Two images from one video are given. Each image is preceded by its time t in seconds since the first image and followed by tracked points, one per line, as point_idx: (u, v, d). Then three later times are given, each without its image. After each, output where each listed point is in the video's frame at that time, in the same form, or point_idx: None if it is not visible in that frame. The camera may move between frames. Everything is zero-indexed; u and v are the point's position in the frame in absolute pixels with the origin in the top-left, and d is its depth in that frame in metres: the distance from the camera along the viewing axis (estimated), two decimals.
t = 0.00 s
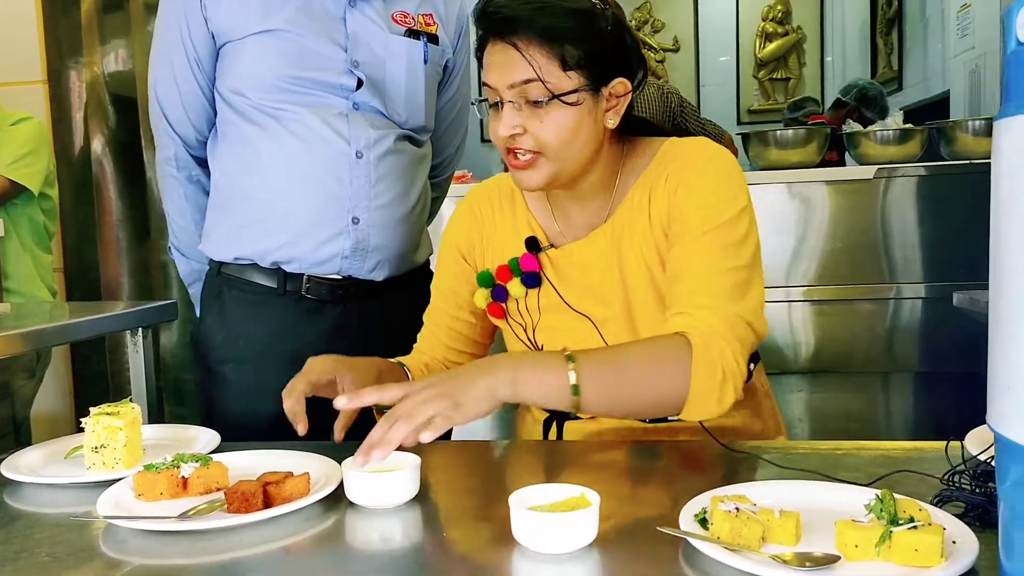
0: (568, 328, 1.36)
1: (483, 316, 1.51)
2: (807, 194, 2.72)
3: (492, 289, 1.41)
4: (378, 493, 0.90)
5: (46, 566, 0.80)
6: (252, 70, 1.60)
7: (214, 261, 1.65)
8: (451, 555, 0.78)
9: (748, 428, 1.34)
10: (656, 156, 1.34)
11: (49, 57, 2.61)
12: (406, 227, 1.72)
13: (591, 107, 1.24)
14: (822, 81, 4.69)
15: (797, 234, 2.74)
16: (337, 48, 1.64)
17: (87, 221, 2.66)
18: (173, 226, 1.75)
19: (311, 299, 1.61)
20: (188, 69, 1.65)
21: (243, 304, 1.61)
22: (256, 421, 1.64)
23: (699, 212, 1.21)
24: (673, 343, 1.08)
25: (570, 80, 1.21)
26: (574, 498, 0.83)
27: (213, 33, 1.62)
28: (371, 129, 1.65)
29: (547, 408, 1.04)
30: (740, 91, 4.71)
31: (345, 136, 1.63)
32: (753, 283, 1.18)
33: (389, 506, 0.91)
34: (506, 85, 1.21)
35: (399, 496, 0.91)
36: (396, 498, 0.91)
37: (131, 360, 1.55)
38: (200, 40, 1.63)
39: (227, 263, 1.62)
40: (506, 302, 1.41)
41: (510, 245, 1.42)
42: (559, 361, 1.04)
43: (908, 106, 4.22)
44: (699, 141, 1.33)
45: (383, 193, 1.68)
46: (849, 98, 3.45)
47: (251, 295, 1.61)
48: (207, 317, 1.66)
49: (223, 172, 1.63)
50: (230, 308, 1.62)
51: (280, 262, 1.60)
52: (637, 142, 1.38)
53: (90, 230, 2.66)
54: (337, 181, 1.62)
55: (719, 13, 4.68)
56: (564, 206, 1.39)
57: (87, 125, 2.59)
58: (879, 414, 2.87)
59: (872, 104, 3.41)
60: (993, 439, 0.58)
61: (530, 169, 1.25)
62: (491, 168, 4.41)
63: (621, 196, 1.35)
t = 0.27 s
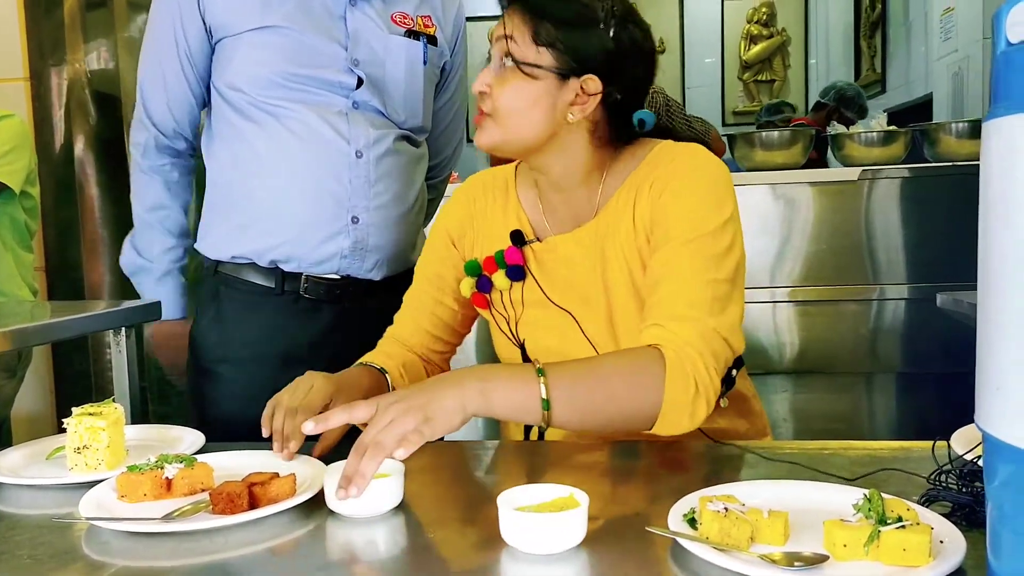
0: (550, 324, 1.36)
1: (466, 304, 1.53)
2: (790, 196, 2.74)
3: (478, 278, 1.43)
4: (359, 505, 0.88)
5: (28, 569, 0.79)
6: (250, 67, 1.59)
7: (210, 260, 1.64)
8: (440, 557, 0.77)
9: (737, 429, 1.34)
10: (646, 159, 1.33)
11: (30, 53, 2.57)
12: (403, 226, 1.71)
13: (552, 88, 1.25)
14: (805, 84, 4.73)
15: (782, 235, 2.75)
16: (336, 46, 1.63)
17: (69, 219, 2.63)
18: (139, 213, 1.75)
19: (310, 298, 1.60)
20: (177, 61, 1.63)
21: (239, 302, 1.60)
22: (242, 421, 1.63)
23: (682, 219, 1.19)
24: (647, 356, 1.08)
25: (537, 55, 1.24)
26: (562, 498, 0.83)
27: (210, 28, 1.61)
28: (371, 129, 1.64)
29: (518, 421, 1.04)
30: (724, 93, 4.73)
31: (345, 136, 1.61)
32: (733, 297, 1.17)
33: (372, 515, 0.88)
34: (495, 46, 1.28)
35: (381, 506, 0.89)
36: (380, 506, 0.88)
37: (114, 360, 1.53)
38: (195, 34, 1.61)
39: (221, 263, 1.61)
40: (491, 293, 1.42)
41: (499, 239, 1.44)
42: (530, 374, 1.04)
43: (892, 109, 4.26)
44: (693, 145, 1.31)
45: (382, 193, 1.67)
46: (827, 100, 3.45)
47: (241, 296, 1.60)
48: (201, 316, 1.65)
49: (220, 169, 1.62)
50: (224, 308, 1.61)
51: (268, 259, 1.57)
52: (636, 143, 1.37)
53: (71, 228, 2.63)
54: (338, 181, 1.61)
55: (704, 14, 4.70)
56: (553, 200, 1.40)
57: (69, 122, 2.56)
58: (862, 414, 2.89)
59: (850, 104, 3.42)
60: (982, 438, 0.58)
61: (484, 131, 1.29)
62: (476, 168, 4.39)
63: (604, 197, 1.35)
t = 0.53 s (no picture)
0: (537, 319, 1.36)
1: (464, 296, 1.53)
2: (770, 203, 2.76)
3: (471, 269, 1.42)
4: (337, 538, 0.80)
5: None
6: (253, 74, 1.59)
7: (208, 268, 1.63)
8: (422, 566, 0.77)
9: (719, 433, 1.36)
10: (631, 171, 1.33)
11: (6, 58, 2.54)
12: (402, 237, 1.71)
13: (543, 74, 1.27)
14: (784, 91, 4.77)
15: (761, 241, 2.77)
16: (339, 56, 1.63)
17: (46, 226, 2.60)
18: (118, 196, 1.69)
19: (308, 305, 1.60)
20: (173, 65, 1.63)
21: (237, 311, 1.58)
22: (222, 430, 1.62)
23: (666, 231, 1.19)
24: (629, 364, 1.07)
25: (532, 42, 1.28)
26: (543, 506, 0.83)
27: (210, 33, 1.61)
28: (373, 140, 1.64)
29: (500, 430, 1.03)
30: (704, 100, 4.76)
31: (348, 146, 1.61)
32: (713, 316, 1.17)
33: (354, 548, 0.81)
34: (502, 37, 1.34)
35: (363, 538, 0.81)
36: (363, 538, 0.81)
37: (91, 369, 1.52)
38: (192, 38, 1.61)
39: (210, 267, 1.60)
40: (482, 285, 1.42)
41: (494, 230, 1.44)
42: (515, 384, 1.03)
43: (869, 116, 4.30)
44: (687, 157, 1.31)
45: (383, 204, 1.66)
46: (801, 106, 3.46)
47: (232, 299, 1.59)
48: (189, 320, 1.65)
49: (218, 175, 1.61)
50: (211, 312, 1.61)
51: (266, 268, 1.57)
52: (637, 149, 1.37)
53: (48, 235, 2.59)
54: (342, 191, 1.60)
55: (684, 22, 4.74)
56: (551, 198, 1.40)
57: (45, 128, 2.53)
58: (842, 418, 2.91)
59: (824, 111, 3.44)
60: (957, 442, 0.59)
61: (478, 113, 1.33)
62: (457, 174, 4.39)
63: (596, 199, 1.35)
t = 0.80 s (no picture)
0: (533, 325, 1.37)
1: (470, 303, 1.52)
2: (749, 211, 2.78)
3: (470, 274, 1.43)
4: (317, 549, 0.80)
5: None
6: (239, 85, 1.57)
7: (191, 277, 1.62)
8: None
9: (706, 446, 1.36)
10: (636, 177, 1.33)
11: None
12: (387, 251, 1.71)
13: (535, 86, 1.28)
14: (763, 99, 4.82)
15: (742, 249, 2.79)
16: (326, 68, 1.63)
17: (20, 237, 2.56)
18: (108, 183, 1.60)
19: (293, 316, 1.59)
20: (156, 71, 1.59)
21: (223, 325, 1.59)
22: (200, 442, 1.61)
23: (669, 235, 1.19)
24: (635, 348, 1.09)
25: (521, 56, 1.29)
26: (522, 518, 0.83)
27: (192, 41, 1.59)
28: (359, 154, 1.64)
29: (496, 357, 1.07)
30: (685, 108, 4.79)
31: (334, 160, 1.60)
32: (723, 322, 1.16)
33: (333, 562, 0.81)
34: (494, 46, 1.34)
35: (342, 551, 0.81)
36: (342, 552, 0.81)
37: (67, 383, 1.50)
38: (173, 43, 1.58)
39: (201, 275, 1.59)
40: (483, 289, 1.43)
41: (496, 233, 1.46)
42: (516, 343, 1.05)
43: (847, 124, 4.34)
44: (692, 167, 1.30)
45: (369, 218, 1.66)
46: (777, 114, 3.48)
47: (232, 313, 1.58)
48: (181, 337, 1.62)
49: (201, 187, 1.58)
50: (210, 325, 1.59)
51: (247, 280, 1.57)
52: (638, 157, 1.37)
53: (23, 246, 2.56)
54: (327, 204, 1.60)
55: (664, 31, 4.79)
56: (552, 205, 1.42)
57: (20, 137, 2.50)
58: (822, 425, 2.93)
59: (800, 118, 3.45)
60: (930, 452, 0.59)
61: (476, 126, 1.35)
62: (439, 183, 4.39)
63: (598, 205, 1.35)
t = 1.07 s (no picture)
0: (529, 331, 1.38)
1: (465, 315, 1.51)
2: (733, 218, 2.79)
3: (465, 284, 1.44)
4: (305, 560, 0.80)
5: None
6: (210, 96, 1.52)
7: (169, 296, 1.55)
8: None
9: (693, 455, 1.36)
10: (631, 179, 1.36)
11: None
12: (369, 256, 1.70)
13: (535, 113, 1.29)
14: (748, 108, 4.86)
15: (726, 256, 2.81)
16: (295, 73, 1.60)
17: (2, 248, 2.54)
18: (70, 195, 1.43)
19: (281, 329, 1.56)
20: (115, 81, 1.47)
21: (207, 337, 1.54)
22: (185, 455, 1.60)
23: (690, 240, 1.22)
24: (693, 365, 1.09)
25: (513, 82, 1.29)
26: (507, 528, 0.83)
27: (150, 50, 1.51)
28: (337, 160, 1.62)
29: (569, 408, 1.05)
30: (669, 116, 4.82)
31: (316, 166, 1.58)
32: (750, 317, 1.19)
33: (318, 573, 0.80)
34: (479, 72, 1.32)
35: (329, 562, 0.81)
36: (328, 563, 0.81)
37: (50, 396, 1.49)
38: (129, 52, 1.48)
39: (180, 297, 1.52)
40: (478, 297, 1.43)
41: (489, 241, 1.46)
42: (589, 370, 1.04)
43: (830, 132, 4.38)
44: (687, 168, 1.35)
45: (353, 223, 1.65)
46: (761, 122, 3.51)
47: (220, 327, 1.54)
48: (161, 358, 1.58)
49: (181, 203, 1.52)
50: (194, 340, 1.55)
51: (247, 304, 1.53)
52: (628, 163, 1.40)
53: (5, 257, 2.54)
54: (314, 213, 1.57)
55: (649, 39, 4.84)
56: (541, 211, 1.43)
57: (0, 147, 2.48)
58: (807, 430, 2.95)
59: (785, 125, 3.49)
60: (910, 460, 0.60)
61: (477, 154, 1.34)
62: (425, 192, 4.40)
63: (594, 210, 1.37)
